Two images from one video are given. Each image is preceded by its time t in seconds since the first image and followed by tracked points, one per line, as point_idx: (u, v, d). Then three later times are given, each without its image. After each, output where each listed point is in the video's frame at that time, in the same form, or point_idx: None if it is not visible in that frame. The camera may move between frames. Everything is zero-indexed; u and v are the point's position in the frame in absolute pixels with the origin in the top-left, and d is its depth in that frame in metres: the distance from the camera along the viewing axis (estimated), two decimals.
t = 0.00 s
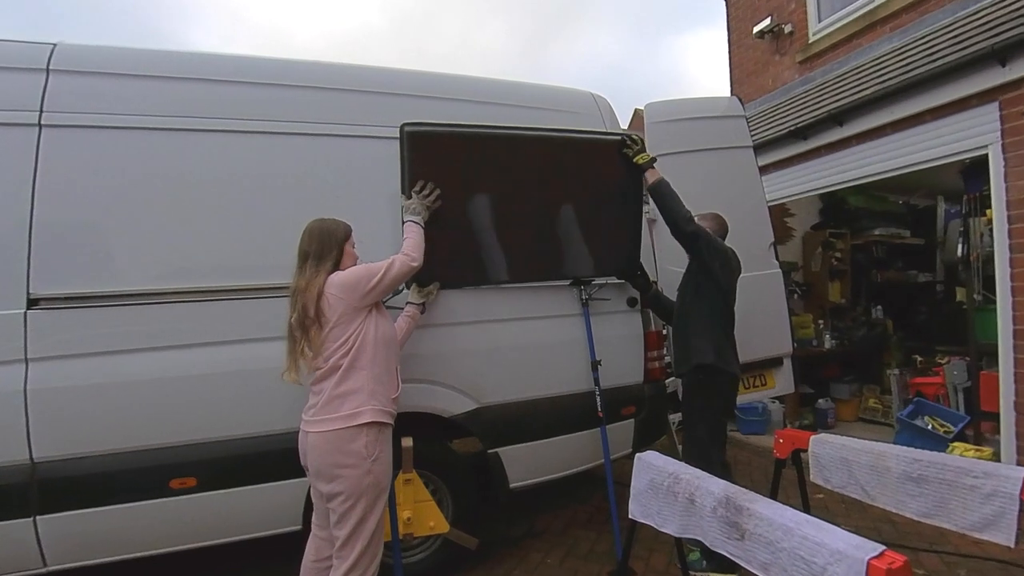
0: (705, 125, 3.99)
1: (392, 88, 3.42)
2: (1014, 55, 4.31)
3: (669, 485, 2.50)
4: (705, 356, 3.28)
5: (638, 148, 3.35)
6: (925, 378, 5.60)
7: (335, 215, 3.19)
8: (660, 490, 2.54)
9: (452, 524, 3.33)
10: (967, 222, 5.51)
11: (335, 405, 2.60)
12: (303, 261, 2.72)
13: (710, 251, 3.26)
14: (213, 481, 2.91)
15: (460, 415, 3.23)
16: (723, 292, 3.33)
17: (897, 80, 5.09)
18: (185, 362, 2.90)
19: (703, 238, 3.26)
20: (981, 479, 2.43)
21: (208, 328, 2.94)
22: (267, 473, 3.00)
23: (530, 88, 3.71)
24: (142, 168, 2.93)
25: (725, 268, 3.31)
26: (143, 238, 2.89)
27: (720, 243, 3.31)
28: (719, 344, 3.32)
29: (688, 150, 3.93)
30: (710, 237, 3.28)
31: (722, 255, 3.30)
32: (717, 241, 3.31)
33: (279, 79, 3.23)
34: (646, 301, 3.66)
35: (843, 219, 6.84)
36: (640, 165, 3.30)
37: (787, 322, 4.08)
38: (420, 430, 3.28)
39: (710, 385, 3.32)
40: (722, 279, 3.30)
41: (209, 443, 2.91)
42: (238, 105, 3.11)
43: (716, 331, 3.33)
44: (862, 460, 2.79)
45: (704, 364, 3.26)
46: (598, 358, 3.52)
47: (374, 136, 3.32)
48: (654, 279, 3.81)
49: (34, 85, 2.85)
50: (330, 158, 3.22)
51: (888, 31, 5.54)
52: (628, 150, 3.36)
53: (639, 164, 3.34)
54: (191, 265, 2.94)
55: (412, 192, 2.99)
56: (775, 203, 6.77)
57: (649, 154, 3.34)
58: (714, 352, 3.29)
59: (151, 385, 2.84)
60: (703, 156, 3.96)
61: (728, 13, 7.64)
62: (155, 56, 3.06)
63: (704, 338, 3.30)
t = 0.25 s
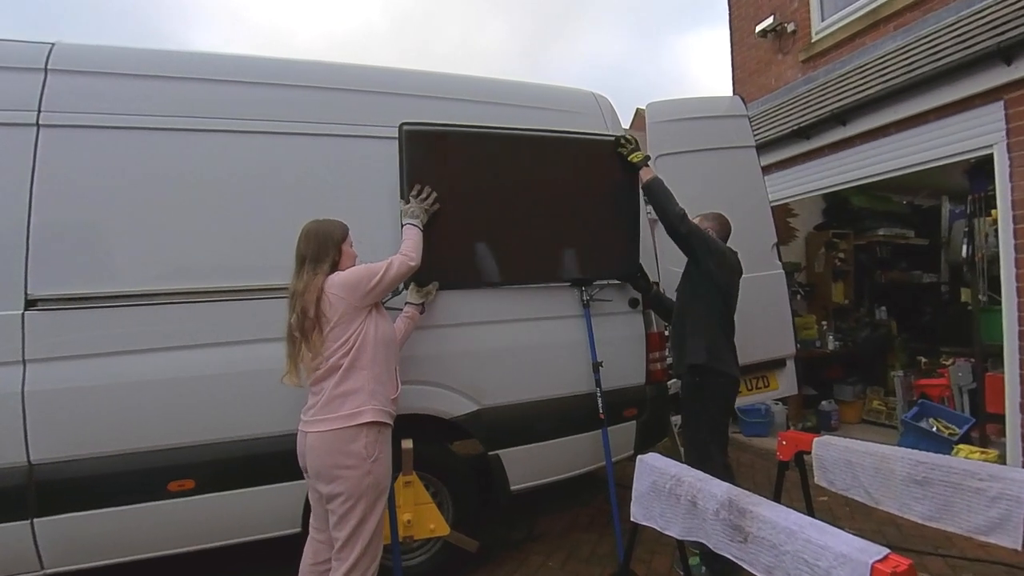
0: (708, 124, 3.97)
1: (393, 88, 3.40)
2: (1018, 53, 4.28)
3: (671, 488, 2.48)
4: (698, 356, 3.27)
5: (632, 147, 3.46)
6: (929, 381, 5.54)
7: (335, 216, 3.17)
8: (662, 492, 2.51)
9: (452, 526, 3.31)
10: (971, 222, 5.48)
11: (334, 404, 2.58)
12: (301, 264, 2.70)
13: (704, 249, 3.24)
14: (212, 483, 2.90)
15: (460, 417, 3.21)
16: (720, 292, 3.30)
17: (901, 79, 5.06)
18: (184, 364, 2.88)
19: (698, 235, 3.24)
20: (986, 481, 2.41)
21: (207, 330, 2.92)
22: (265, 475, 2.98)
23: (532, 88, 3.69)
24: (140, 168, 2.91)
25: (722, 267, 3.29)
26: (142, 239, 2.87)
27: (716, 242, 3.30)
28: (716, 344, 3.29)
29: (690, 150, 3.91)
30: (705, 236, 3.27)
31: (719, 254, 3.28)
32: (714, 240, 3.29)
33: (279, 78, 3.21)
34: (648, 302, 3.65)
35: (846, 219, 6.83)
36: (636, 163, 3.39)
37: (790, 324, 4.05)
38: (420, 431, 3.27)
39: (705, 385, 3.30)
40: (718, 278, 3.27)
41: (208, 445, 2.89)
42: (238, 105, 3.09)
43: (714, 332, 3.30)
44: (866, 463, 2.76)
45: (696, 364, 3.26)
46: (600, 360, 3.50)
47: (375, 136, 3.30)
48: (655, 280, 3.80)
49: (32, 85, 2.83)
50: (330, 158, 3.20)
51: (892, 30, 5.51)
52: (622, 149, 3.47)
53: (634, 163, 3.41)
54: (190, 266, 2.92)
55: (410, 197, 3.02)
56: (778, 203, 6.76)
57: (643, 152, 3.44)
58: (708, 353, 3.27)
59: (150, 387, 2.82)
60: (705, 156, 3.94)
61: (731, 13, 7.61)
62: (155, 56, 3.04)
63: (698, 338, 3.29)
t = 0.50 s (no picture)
0: (710, 124, 3.95)
1: (395, 88, 3.38)
2: None
3: (673, 490, 2.45)
4: (697, 357, 3.25)
5: (628, 147, 3.47)
6: (934, 381, 5.46)
7: (335, 216, 3.15)
8: (665, 495, 2.49)
9: (453, 529, 3.29)
10: (976, 222, 5.46)
11: (334, 405, 2.56)
12: (298, 266, 2.67)
13: (702, 248, 3.23)
14: (211, 485, 2.88)
15: (460, 418, 3.19)
16: (720, 292, 3.27)
17: (904, 79, 5.03)
18: (183, 365, 2.86)
19: (696, 234, 3.23)
20: (992, 484, 2.39)
21: (206, 330, 2.90)
22: (264, 477, 2.96)
23: (533, 87, 3.67)
24: (139, 168, 2.89)
25: (722, 266, 3.26)
26: (141, 239, 2.86)
27: (716, 241, 3.28)
28: (716, 344, 3.27)
29: (693, 150, 3.89)
30: (704, 235, 3.26)
31: (719, 254, 3.25)
32: (713, 239, 3.28)
33: (280, 78, 3.19)
34: (650, 304, 3.63)
35: (849, 219, 6.83)
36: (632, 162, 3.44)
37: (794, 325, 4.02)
38: (421, 433, 3.25)
39: (704, 386, 3.28)
40: (717, 278, 3.25)
41: (206, 447, 2.87)
42: (237, 104, 3.07)
43: (715, 332, 3.28)
44: (870, 466, 2.72)
45: (694, 364, 3.24)
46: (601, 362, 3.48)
47: (376, 136, 3.28)
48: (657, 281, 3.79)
49: (30, 84, 2.81)
50: (331, 158, 3.18)
51: (895, 29, 5.48)
52: (617, 150, 3.48)
53: (630, 163, 3.47)
54: (188, 266, 2.90)
55: (409, 201, 3.03)
56: (781, 203, 6.74)
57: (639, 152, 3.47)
58: (707, 353, 3.24)
59: (149, 388, 2.81)
60: (708, 156, 3.92)
61: (733, 12, 7.58)
62: (154, 55, 3.02)
63: (698, 338, 3.27)
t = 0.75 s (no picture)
0: (713, 124, 3.93)
1: (396, 87, 3.36)
2: None
3: (675, 492, 2.43)
4: (695, 357, 3.23)
5: (625, 147, 3.54)
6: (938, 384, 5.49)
7: (335, 217, 3.13)
8: (667, 497, 2.46)
9: (453, 532, 3.27)
10: (981, 222, 5.44)
11: (334, 405, 2.54)
12: (297, 266, 2.65)
13: (699, 247, 3.21)
14: (209, 487, 2.86)
15: (460, 420, 3.17)
16: (718, 292, 3.25)
17: (909, 78, 5.01)
18: (182, 366, 2.84)
19: (693, 233, 3.22)
20: (998, 487, 2.35)
21: (205, 332, 2.88)
22: (263, 479, 2.94)
23: (535, 87, 3.65)
24: (136, 169, 2.87)
25: (719, 265, 3.24)
26: (140, 239, 2.84)
27: (714, 241, 3.27)
28: (715, 345, 3.25)
29: (695, 149, 3.87)
30: (702, 234, 3.25)
31: (716, 254, 3.23)
32: (712, 239, 3.26)
33: (280, 77, 3.17)
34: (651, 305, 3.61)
35: (853, 219, 6.79)
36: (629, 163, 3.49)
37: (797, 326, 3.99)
38: (421, 435, 3.23)
39: (704, 386, 3.26)
40: (715, 278, 3.23)
41: (205, 449, 2.86)
42: (237, 104, 3.05)
43: (714, 332, 3.26)
44: (874, 468, 2.70)
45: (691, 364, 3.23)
46: (602, 363, 3.45)
47: (377, 136, 3.26)
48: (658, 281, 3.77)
49: (28, 84, 2.80)
50: (331, 158, 3.16)
51: (899, 27, 5.46)
52: (616, 150, 3.55)
53: (627, 163, 3.53)
54: (188, 267, 2.89)
55: (408, 202, 3.08)
56: (784, 203, 6.72)
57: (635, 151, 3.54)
58: (705, 353, 3.22)
59: (147, 390, 2.79)
60: (711, 156, 3.90)
61: (736, 11, 7.56)
62: (153, 54, 3.01)
63: (696, 338, 3.25)
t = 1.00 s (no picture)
0: (716, 124, 3.90)
1: (397, 87, 3.34)
2: None
3: (677, 495, 2.40)
4: (692, 357, 3.20)
5: (622, 148, 3.55)
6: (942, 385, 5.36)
7: (334, 217, 3.11)
8: (669, 500, 2.43)
9: (454, 534, 3.25)
10: (986, 222, 5.42)
11: (331, 405, 2.53)
12: (294, 267, 2.64)
13: (695, 247, 3.20)
14: (208, 490, 2.84)
15: (461, 422, 3.15)
16: (716, 292, 3.23)
17: (913, 76, 4.99)
18: (181, 367, 2.82)
19: (689, 232, 3.20)
20: (1003, 489, 2.32)
21: (204, 333, 2.87)
22: (262, 482, 2.92)
23: (536, 87, 3.63)
24: (135, 169, 2.85)
25: (715, 265, 3.22)
26: (139, 240, 2.82)
27: (711, 241, 3.25)
28: (712, 345, 3.23)
29: (698, 150, 3.85)
30: (698, 234, 3.23)
31: (714, 254, 3.22)
32: (709, 239, 3.24)
33: (280, 77, 3.15)
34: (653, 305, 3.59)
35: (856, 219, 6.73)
36: (626, 163, 3.53)
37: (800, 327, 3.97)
38: (422, 437, 3.20)
39: (703, 387, 3.24)
40: (711, 278, 3.21)
41: (204, 451, 2.84)
42: (236, 104, 3.03)
43: (712, 333, 3.23)
44: (878, 470, 2.68)
45: (689, 365, 3.21)
46: (603, 365, 3.43)
47: (377, 136, 3.24)
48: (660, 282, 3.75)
49: (26, 84, 2.78)
50: (331, 158, 3.14)
51: (903, 26, 5.43)
52: (612, 151, 3.55)
53: (624, 163, 3.54)
54: (187, 268, 2.87)
55: (407, 204, 3.09)
56: (787, 203, 6.70)
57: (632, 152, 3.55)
58: (702, 354, 3.20)
59: (146, 391, 2.77)
60: (713, 156, 3.87)
61: (738, 10, 7.53)
62: (152, 54, 2.99)
63: (693, 339, 3.23)
